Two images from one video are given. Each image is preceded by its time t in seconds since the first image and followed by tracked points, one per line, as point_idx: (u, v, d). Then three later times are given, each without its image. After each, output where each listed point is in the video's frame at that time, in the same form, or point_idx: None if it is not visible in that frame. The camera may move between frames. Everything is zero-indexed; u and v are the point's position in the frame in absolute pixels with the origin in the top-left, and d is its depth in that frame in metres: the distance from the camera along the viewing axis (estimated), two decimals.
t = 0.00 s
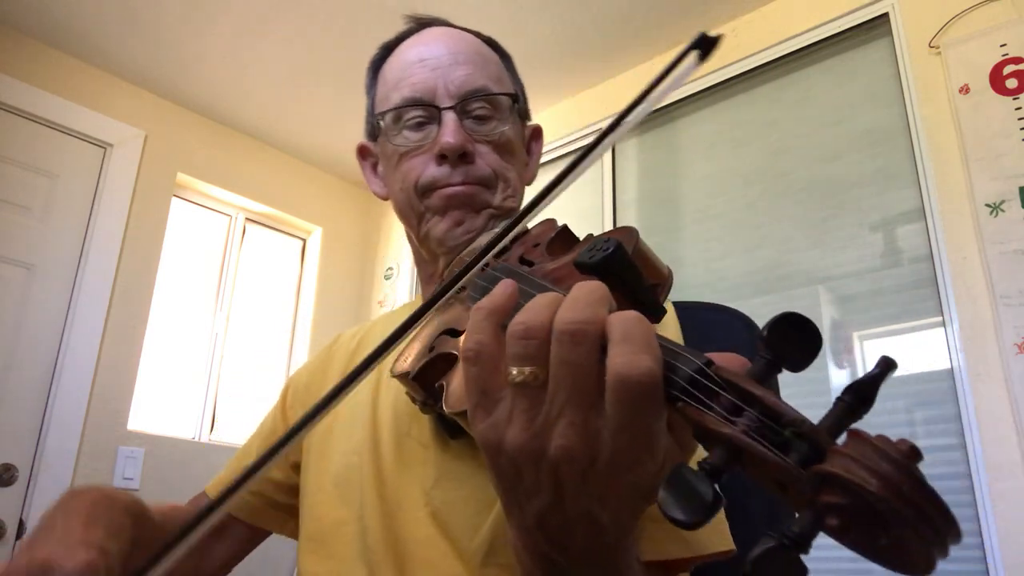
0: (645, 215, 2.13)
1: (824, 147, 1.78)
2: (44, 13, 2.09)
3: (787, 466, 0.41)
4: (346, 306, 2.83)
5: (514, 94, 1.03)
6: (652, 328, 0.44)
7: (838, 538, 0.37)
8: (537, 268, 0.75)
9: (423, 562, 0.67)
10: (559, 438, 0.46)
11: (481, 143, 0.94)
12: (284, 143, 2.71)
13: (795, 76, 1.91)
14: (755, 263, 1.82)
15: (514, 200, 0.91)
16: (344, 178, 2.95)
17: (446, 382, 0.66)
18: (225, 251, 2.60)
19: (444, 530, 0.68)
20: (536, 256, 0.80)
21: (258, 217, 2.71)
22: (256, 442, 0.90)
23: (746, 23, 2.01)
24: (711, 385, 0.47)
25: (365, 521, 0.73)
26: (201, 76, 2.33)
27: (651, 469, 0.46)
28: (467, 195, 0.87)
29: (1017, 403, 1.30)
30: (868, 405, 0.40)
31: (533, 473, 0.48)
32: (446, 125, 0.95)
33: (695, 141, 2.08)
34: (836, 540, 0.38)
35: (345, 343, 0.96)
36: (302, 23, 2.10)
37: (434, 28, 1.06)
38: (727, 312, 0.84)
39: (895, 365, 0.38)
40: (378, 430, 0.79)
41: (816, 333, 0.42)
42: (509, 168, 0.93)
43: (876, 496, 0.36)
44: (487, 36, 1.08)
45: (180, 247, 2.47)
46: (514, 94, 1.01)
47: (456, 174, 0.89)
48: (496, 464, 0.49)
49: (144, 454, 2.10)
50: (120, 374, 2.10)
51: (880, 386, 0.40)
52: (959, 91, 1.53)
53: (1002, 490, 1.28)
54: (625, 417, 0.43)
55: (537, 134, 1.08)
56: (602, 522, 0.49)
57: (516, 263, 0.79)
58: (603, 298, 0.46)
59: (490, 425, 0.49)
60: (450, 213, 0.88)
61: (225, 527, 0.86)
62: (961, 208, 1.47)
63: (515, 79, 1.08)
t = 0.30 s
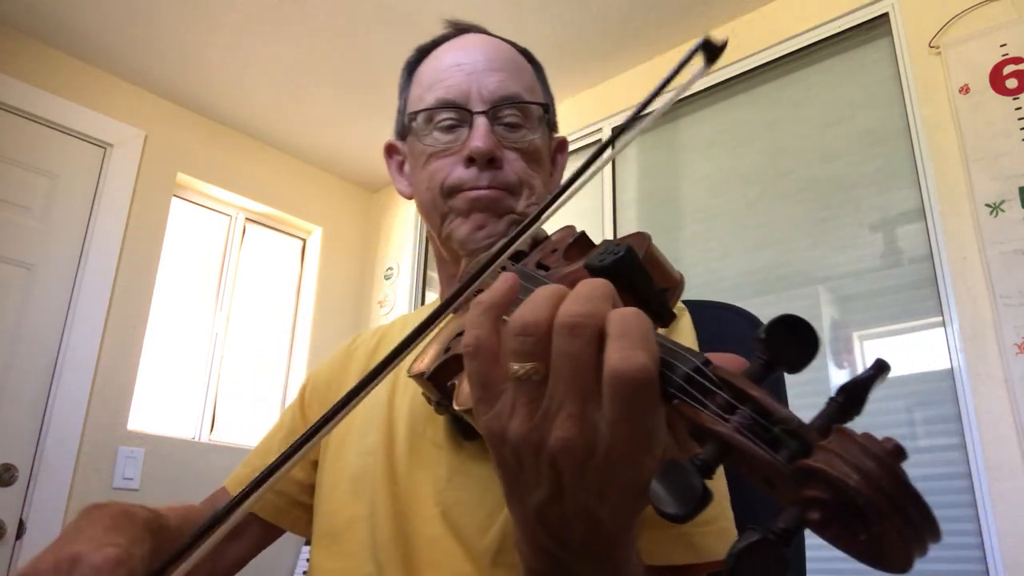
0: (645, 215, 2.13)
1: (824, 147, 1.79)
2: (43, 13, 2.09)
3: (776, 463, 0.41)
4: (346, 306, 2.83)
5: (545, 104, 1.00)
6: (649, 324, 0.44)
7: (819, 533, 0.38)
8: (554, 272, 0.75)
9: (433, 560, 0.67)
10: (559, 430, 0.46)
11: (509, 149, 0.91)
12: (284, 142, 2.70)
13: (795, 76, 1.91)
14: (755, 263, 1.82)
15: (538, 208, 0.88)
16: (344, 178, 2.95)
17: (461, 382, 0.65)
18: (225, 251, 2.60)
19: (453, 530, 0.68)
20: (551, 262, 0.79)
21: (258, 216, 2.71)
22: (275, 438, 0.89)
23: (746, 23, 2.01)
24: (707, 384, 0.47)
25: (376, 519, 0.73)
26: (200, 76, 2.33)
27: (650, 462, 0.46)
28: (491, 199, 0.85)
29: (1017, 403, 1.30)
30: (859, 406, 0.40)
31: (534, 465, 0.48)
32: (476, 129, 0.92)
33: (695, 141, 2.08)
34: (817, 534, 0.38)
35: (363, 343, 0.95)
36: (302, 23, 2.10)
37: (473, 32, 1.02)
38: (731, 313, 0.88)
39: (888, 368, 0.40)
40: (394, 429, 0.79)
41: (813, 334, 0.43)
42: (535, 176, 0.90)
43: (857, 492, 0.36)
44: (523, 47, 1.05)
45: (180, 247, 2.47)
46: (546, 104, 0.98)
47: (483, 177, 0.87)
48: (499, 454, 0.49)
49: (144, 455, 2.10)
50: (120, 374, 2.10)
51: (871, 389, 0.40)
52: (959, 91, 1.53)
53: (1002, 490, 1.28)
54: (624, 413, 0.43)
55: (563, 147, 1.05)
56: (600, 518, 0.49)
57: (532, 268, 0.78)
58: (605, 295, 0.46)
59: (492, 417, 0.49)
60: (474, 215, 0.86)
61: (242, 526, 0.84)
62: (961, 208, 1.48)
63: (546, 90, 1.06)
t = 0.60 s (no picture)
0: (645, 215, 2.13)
1: (824, 147, 1.79)
2: (43, 13, 2.08)
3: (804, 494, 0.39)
4: (346, 306, 2.83)
5: (564, 111, 1.00)
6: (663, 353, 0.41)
7: (848, 567, 0.36)
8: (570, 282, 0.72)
9: (440, 561, 0.67)
10: (584, 438, 0.44)
11: (528, 155, 0.91)
12: (284, 142, 2.70)
13: (795, 76, 1.91)
14: (755, 263, 1.82)
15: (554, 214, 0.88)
16: (343, 177, 2.95)
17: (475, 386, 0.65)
18: (226, 252, 2.60)
19: (461, 531, 0.68)
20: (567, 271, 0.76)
21: (258, 216, 2.71)
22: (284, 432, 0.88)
23: (746, 23, 2.01)
24: (734, 410, 0.45)
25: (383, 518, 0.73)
26: (200, 76, 2.33)
27: (676, 476, 0.44)
28: (507, 204, 0.85)
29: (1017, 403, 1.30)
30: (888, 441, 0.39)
31: (558, 471, 0.47)
32: (495, 134, 0.91)
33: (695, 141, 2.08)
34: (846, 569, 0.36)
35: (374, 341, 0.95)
36: (302, 23, 2.10)
37: (494, 37, 1.02)
38: (732, 313, 0.89)
39: (918, 404, 0.36)
40: (403, 428, 0.79)
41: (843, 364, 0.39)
42: (552, 183, 0.90)
43: (887, 526, 0.35)
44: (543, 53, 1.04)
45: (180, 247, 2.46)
46: (566, 112, 0.98)
47: (501, 181, 0.87)
48: (523, 458, 0.47)
49: (144, 455, 2.10)
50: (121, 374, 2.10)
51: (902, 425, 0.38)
52: (959, 90, 1.53)
53: (1003, 490, 1.28)
54: (648, 426, 0.41)
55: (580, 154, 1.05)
56: (618, 527, 0.48)
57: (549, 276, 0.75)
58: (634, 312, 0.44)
59: (520, 420, 0.47)
60: (489, 219, 0.86)
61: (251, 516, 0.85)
62: (961, 207, 1.48)
63: (565, 94, 1.05)
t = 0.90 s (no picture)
0: (645, 215, 2.13)
1: (824, 147, 1.78)
2: (43, 14, 2.09)
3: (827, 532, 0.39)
4: (346, 306, 2.83)
5: (570, 111, 1.00)
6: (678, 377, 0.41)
7: None
8: (577, 290, 0.70)
9: (443, 565, 0.68)
10: (606, 463, 0.46)
11: (533, 155, 0.91)
12: (284, 142, 2.70)
13: (795, 76, 1.91)
14: (755, 263, 1.82)
15: (559, 216, 0.88)
16: (343, 178, 2.95)
17: (483, 396, 0.67)
18: (225, 251, 2.60)
19: (465, 535, 0.68)
20: (574, 275, 0.74)
21: (258, 217, 2.71)
22: (290, 436, 0.89)
23: (746, 23, 2.02)
24: (757, 442, 0.45)
25: (385, 521, 0.73)
26: (200, 76, 2.33)
27: (696, 501, 0.46)
28: (513, 206, 0.85)
29: (1017, 403, 1.30)
30: (914, 478, 0.39)
31: (577, 494, 0.48)
32: (501, 134, 0.91)
33: (695, 141, 2.08)
34: None
35: (377, 342, 0.94)
36: (302, 23, 2.10)
37: (497, 36, 1.02)
38: (731, 313, 0.89)
39: (943, 437, 0.38)
40: (405, 431, 0.79)
41: (864, 395, 0.41)
42: (557, 184, 0.90)
43: None
44: (548, 51, 1.04)
45: (180, 247, 2.46)
46: (571, 112, 0.98)
47: (507, 183, 0.87)
48: (542, 482, 0.48)
49: (144, 455, 2.10)
50: (120, 374, 2.10)
51: (927, 460, 0.38)
52: (959, 91, 1.53)
53: (1002, 490, 1.28)
54: (672, 458, 0.41)
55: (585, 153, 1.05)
56: (640, 549, 0.50)
57: (554, 282, 0.74)
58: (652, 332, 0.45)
59: (539, 444, 0.48)
60: (494, 221, 0.86)
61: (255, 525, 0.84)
62: (961, 207, 1.48)
63: (570, 94, 1.05)
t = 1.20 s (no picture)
0: (645, 215, 2.13)
1: (824, 147, 1.78)
2: (44, 14, 2.09)
3: (839, 558, 0.39)
4: (346, 307, 2.83)
5: (564, 108, 1.00)
6: (694, 394, 0.42)
7: None
8: (575, 295, 0.70)
9: (440, 567, 0.68)
10: (609, 482, 0.46)
11: (527, 154, 0.91)
12: (284, 142, 2.70)
13: (795, 76, 1.91)
14: (755, 263, 1.82)
15: (553, 214, 0.88)
16: (343, 178, 2.95)
17: (479, 403, 0.65)
18: (225, 251, 2.60)
19: (462, 537, 0.68)
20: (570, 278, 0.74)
21: (258, 217, 2.71)
22: (285, 435, 0.88)
23: (746, 23, 2.02)
24: (767, 464, 0.44)
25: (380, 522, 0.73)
26: (201, 76, 2.33)
27: (701, 521, 0.46)
28: (507, 205, 0.85)
29: (1017, 403, 1.30)
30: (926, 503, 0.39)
31: (581, 511, 0.48)
32: (494, 132, 0.91)
33: (695, 141, 2.08)
34: None
35: (371, 339, 0.94)
36: (302, 23, 2.10)
37: (490, 32, 1.01)
38: (731, 313, 0.89)
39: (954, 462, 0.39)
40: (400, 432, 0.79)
41: (875, 417, 0.40)
42: (552, 182, 0.90)
43: None
44: (543, 46, 1.04)
45: (180, 247, 2.46)
46: (565, 109, 0.98)
47: (500, 181, 0.87)
48: (546, 495, 0.49)
49: (144, 455, 2.10)
50: (121, 374, 2.10)
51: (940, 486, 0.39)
52: (959, 91, 1.53)
53: (1002, 490, 1.28)
54: (676, 477, 0.42)
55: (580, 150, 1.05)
56: (642, 567, 0.50)
57: (551, 284, 0.73)
58: (656, 348, 0.45)
59: (544, 458, 0.48)
60: (488, 220, 0.86)
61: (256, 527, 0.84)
62: (961, 208, 1.48)
63: (565, 91, 1.05)
